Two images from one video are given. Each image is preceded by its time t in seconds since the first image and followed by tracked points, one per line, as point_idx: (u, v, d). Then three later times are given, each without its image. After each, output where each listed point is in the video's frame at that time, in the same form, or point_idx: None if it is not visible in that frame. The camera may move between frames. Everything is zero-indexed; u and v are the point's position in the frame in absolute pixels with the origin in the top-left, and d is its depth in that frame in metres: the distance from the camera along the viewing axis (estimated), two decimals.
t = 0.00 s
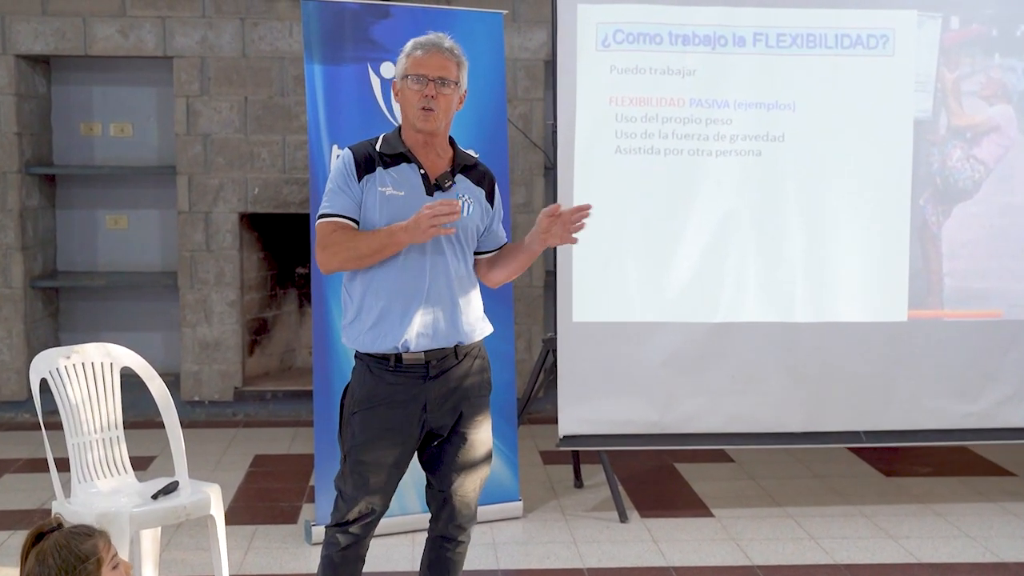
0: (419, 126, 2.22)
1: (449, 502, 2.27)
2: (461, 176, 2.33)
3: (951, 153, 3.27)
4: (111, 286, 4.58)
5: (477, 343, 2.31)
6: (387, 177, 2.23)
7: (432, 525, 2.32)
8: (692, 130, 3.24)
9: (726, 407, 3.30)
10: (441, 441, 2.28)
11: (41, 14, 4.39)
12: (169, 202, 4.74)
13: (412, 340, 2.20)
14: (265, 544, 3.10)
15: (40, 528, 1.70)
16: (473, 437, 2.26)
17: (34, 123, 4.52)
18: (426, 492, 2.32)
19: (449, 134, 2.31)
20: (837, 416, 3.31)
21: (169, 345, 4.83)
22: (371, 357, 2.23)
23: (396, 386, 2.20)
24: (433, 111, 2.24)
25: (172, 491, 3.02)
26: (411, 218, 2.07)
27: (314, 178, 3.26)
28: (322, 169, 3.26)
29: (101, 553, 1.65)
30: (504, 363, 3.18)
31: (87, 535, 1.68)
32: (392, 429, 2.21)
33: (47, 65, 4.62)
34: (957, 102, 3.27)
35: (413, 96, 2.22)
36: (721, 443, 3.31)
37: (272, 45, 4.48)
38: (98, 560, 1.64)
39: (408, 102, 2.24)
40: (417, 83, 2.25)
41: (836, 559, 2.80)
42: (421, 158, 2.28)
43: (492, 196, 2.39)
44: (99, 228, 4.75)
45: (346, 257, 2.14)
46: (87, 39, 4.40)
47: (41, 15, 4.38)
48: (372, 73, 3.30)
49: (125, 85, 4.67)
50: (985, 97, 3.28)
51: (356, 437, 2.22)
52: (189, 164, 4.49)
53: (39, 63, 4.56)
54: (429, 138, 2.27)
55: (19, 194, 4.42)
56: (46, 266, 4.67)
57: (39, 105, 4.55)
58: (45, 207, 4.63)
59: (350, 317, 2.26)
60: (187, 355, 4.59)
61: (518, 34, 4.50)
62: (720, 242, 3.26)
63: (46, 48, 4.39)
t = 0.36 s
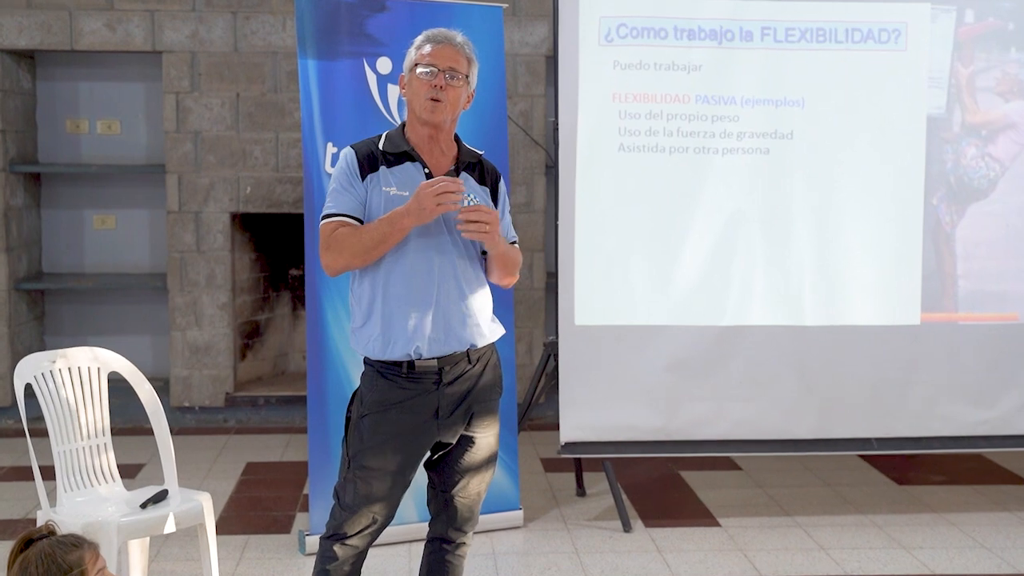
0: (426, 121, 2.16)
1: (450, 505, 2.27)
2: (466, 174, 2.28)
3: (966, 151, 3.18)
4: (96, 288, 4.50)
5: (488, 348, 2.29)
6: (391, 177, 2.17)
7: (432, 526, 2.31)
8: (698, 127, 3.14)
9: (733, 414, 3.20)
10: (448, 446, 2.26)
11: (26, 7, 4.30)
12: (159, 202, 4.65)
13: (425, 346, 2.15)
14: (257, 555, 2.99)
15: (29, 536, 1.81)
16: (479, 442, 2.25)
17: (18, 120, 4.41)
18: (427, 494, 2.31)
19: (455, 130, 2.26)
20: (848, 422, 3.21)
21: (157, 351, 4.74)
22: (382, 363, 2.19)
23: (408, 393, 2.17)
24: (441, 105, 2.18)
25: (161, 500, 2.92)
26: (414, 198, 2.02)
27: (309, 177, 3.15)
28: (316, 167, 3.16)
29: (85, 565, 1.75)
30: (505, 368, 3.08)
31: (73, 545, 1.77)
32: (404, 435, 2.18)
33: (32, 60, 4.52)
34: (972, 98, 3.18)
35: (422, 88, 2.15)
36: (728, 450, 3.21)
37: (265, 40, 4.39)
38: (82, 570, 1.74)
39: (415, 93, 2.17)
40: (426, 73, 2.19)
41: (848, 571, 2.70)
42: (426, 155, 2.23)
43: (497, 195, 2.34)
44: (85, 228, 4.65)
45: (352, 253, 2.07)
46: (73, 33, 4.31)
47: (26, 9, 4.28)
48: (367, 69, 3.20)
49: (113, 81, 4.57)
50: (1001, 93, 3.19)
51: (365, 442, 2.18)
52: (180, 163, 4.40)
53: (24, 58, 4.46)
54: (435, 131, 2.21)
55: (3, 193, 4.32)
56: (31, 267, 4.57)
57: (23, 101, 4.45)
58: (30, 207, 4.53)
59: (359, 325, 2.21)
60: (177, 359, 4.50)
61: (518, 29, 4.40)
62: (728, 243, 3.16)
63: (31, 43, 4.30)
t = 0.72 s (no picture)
0: (428, 128, 2.08)
1: (444, 507, 2.22)
2: (470, 179, 2.19)
3: (977, 152, 3.11)
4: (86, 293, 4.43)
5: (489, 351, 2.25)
6: (392, 185, 2.09)
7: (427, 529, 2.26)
8: (702, 128, 3.07)
9: (738, 421, 3.13)
10: (446, 449, 2.21)
11: (15, 6, 4.23)
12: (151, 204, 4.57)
13: (428, 355, 2.10)
14: (251, 566, 2.92)
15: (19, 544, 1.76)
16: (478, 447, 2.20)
17: (5, 119, 4.34)
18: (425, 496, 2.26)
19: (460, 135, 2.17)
20: (855, 430, 3.14)
21: (149, 356, 4.66)
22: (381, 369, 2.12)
23: (410, 399, 2.10)
24: (444, 113, 2.10)
25: (154, 510, 2.84)
26: (412, 231, 1.99)
27: (304, 178, 3.09)
28: (312, 168, 3.09)
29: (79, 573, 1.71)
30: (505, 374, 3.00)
31: (65, 555, 1.72)
32: (406, 441, 2.11)
33: (20, 59, 4.45)
34: (983, 98, 3.11)
35: (424, 95, 2.08)
36: (733, 458, 3.14)
37: (259, 39, 4.32)
38: None
39: (419, 100, 2.10)
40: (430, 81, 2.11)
41: None
42: (429, 161, 2.14)
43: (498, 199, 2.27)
44: (74, 231, 4.58)
45: (345, 270, 2.04)
46: (63, 32, 4.24)
47: (14, 6, 4.22)
48: (364, 68, 3.13)
49: (103, 81, 4.50)
50: (1012, 93, 3.12)
51: (366, 449, 2.11)
52: (172, 164, 4.33)
53: (12, 57, 4.39)
54: (438, 139, 2.13)
55: None
56: (20, 270, 4.50)
57: (11, 101, 4.38)
58: (18, 209, 4.46)
59: (357, 331, 2.14)
60: (169, 365, 4.43)
61: (519, 27, 4.33)
62: (733, 246, 3.09)
63: (20, 41, 4.23)
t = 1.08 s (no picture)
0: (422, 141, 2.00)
1: (440, 512, 2.15)
2: (465, 184, 2.11)
3: (990, 151, 3.03)
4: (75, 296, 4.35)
5: (484, 356, 2.19)
6: (386, 193, 2.01)
7: (424, 537, 2.19)
8: (707, 127, 3.00)
9: (744, 428, 3.05)
10: (443, 453, 2.16)
11: (2, 3, 4.17)
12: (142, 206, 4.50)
13: (424, 363, 2.04)
14: None
15: (9, 552, 1.80)
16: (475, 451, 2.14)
17: None
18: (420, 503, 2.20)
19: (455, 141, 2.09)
20: (864, 437, 3.06)
21: (139, 361, 4.59)
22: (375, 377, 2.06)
23: (405, 403, 2.05)
24: (438, 125, 2.01)
25: (144, 519, 2.76)
26: (404, 240, 1.92)
27: (299, 179, 3.01)
28: (308, 169, 3.01)
29: None
30: (506, 380, 2.93)
31: (52, 565, 1.77)
32: (401, 446, 2.06)
33: (8, 56, 4.37)
34: (996, 96, 3.03)
35: (417, 108, 1.99)
36: (739, 466, 3.06)
37: (252, 35, 4.25)
38: None
39: (412, 111, 2.01)
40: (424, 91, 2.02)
41: None
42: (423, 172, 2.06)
43: (495, 202, 2.18)
44: (63, 232, 4.50)
45: (338, 280, 1.97)
46: (52, 29, 4.18)
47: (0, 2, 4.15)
48: (361, 66, 3.05)
49: (94, 79, 4.43)
50: None
51: (360, 453, 2.06)
52: (164, 164, 4.26)
53: None
54: (432, 149, 2.05)
55: None
56: (7, 273, 4.42)
57: None
58: (5, 210, 4.38)
59: (350, 339, 2.09)
60: (159, 371, 4.35)
61: (519, 23, 4.26)
62: (738, 248, 3.01)
63: (7, 38, 4.17)
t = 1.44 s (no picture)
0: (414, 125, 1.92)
1: (439, 522, 2.05)
2: (457, 172, 2.02)
3: (1009, 146, 2.93)
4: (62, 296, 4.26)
5: (485, 356, 2.07)
6: (374, 183, 1.92)
7: (423, 546, 2.09)
8: (715, 121, 2.89)
9: (754, 432, 2.94)
10: (442, 459, 2.05)
11: None
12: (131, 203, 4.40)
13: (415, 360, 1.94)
14: None
15: None
16: (476, 458, 2.04)
17: None
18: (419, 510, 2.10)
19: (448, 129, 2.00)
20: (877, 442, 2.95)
21: (128, 364, 4.49)
22: (370, 376, 1.97)
23: (400, 406, 1.96)
24: (431, 109, 1.93)
25: (133, 527, 2.65)
26: (383, 235, 1.82)
27: (294, 175, 2.91)
28: (302, 165, 2.91)
29: None
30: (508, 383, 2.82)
31: None
32: (397, 450, 1.97)
33: None
34: (1016, 89, 2.93)
35: (410, 90, 1.91)
36: (747, 472, 2.95)
37: (245, 27, 4.17)
38: None
39: (404, 95, 1.94)
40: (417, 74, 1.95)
41: None
42: (414, 159, 1.98)
43: (492, 192, 2.08)
44: (48, 230, 4.39)
45: (324, 276, 1.88)
46: (37, 19, 4.11)
47: None
48: (357, 57, 2.94)
49: (81, 72, 4.33)
50: None
51: (353, 458, 1.97)
52: (154, 160, 4.16)
53: None
54: (424, 137, 1.97)
55: None
56: None
57: None
58: None
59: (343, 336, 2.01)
60: (149, 374, 4.25)
61: (522, 14, 4.16)
62: (748, 247, 2.91)
63: None
